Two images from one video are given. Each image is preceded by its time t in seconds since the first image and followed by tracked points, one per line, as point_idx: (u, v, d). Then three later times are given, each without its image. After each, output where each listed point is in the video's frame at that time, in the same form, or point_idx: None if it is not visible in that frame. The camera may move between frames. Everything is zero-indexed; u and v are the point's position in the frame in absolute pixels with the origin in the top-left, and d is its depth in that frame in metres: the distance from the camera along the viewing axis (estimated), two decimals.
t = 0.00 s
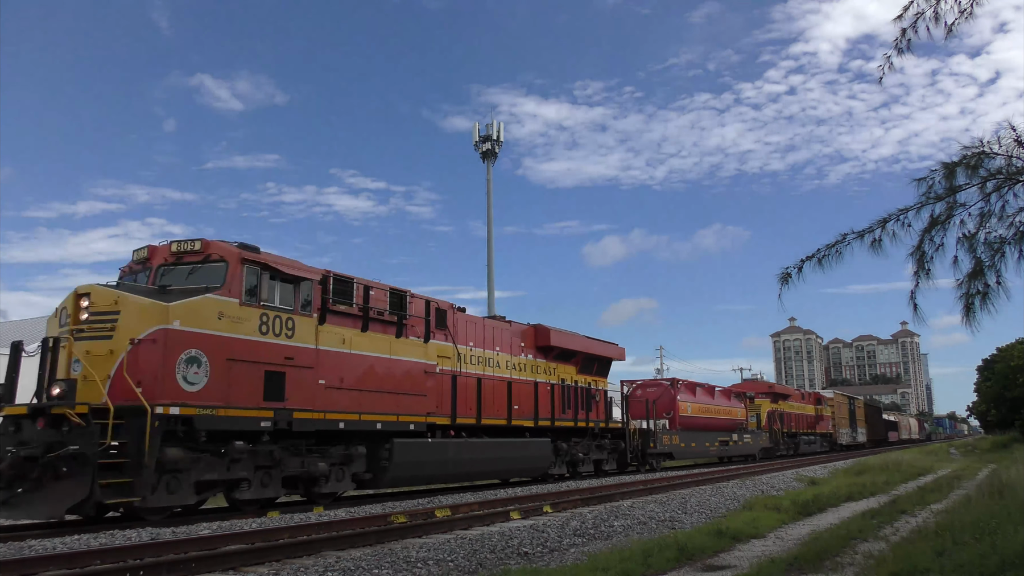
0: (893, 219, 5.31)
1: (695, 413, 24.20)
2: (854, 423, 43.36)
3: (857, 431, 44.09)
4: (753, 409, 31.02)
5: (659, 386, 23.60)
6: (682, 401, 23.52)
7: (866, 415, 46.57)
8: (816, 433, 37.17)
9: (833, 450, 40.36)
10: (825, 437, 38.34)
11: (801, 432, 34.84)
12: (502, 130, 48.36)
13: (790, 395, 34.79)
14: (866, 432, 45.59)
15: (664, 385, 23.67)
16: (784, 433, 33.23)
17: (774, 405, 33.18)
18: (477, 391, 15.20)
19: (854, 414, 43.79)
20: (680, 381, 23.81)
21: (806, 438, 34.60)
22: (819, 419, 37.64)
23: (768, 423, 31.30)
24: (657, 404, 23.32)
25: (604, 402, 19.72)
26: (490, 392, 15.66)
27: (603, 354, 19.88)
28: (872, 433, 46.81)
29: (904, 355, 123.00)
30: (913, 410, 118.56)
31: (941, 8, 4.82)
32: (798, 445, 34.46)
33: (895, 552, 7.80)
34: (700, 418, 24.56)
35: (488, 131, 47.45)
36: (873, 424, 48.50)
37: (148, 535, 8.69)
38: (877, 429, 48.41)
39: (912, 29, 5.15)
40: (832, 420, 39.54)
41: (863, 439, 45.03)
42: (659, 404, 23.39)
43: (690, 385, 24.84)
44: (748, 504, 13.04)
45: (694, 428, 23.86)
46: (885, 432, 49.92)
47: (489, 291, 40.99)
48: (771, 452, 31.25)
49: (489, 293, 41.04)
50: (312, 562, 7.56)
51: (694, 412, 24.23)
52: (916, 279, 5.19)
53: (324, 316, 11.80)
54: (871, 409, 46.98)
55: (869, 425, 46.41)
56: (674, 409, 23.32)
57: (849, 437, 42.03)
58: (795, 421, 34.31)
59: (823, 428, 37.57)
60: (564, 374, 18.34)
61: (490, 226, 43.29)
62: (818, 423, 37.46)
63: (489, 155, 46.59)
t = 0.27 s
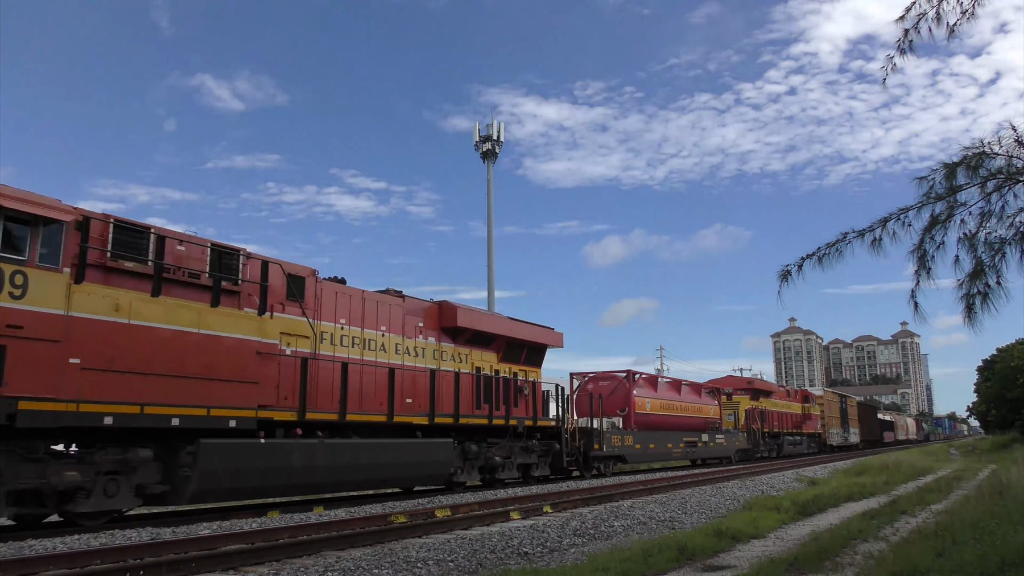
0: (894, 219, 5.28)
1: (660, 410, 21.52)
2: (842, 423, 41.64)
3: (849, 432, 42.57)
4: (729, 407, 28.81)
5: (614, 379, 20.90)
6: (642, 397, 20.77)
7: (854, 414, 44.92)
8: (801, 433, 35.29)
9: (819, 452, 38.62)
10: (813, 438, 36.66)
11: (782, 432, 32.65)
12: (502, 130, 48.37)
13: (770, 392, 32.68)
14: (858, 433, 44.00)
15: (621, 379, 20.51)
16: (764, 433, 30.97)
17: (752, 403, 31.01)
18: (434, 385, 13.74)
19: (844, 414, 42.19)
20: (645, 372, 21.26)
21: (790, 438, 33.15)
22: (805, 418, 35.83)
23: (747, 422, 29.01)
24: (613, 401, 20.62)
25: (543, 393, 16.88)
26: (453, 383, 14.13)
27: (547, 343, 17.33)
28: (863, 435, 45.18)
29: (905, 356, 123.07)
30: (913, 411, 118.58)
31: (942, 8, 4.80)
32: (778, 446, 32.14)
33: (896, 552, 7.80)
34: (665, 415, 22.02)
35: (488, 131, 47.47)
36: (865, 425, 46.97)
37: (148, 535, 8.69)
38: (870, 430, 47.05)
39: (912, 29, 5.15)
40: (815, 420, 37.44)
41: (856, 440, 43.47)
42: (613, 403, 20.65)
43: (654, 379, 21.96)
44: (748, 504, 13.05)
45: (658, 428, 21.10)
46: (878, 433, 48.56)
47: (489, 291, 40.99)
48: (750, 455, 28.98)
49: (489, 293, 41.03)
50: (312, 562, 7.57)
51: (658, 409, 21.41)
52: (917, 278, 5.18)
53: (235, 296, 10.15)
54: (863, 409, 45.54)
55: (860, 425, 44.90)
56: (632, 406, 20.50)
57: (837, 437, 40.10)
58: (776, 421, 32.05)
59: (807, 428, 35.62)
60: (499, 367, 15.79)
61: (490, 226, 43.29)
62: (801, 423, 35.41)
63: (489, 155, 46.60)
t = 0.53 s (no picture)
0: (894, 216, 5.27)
1: (609, 406, 18.94)
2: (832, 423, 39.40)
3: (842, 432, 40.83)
4: (704, 404, 27.43)
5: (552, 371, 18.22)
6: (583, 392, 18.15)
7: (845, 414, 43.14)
8: (788, 433, 33.50)
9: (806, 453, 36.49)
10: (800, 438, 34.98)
11: (763, 431, 30.46)
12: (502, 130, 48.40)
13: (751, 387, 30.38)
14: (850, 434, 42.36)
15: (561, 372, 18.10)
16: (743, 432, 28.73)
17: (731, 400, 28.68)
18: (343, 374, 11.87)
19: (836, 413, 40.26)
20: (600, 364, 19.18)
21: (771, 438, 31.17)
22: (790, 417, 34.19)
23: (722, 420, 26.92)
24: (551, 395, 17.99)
25: (444, 379, 13.97)
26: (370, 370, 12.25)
27: (453, 325, 14.54)
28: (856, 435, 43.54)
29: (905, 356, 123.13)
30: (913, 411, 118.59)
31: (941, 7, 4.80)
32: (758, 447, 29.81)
33: (895, 552, 7.82)
34: (619, 412, 19.47)
35: (488, 131, 47.50)
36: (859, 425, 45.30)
37: (148, 535, 8.69)
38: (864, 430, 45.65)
39: (913, 27, 5.15)
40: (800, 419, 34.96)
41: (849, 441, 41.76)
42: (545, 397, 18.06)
43: (602, 371, 19.11)
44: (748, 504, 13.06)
45: (603, 427, 18.52)
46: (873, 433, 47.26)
47: (489, 291, 40.99)
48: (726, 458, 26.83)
49: (489, 293, 41.04)
50: (312, 562, 7.57)
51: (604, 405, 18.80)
52: (915, 275, 5.17)
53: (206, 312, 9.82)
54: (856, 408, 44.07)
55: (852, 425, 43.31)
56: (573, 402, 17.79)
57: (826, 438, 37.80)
58: (756, 419, 29.69)
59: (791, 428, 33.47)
60: (385, 351, 13.05)
61: (490, 226, 43.30)
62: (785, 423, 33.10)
63: (489, 155, 46.62)
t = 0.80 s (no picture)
0: (892, 211, 5.28)
1: (537, 400, 16.88)
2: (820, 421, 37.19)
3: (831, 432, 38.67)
4: (670, 401, 25.54)
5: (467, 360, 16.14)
6: (501, 384, 16.09)
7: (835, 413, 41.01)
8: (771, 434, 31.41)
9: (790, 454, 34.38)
10: (784, 438, 33.03)
11: (740, 431, 28.19)
12: (503, 130, 48.38)
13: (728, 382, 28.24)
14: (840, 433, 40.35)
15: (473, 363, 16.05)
16: (715, 432, 26.52)
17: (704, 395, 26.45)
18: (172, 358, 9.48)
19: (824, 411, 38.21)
20: (529, 355, 17.63)
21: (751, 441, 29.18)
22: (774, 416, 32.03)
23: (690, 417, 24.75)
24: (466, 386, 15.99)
25: (292, 361, 11.08)
26: (170, 349, 9.45)
27: (307, 295, 11.42)
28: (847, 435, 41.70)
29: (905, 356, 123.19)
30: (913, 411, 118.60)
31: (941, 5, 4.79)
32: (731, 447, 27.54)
33: (895, 552, 7.82)
34: (547, 407, 17.29)
35: (488, 131, 47.48)
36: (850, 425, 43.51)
37: (148, 535, 8.69)
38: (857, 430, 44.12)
39: (912, 24, 5.15)
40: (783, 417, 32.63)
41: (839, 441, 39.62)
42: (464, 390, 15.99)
43: (532, 360, 17.49)
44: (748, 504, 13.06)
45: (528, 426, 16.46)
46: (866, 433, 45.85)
47: (489, 291, 40.99)
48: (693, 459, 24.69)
49: (489, 293, 41.05)
50: (311, 562, 7.57)
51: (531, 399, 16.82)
52: (911, 270, 5.17)
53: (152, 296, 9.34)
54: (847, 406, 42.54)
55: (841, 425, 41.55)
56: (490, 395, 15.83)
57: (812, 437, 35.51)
58: (729, 417, 27.43)
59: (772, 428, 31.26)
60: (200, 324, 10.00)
61: (490, 226, 43.30)
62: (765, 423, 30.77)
63: (489, 154, 46.60)
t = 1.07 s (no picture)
0: (890, 207, 5.27)
1: (436, 392, 13.56)
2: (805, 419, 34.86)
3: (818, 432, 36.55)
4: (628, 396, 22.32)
5: (339, 342, 12.66)
6: (390, 373, 12.74)
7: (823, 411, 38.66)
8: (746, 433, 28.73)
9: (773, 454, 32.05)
10: (766, 439, 30.84)
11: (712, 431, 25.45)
12: (503, 130, 48.37)
13: (699, 377, 25.33)
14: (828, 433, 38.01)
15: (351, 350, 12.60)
16: (682, 431, 23.54)
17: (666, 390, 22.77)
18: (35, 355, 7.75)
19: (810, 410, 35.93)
20: (542, 355, 17.28)
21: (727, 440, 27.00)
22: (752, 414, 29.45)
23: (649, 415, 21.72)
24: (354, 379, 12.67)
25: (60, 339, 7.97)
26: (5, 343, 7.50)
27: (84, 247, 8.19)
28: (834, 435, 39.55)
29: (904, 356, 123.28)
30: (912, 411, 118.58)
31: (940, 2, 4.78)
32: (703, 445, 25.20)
33: (894, 552, 7.82)
34: (493, 403, 14.98)
35: (488, 131, 47.48)
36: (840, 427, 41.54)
37: (148, 535, 8.68)
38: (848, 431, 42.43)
39: (911, 22, 5.15)
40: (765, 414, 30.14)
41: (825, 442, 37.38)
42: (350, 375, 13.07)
43: (434, 344, 14.10)
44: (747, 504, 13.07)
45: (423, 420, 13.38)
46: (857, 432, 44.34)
47: (489, 291, 40.97)
48: (651, 463, 22.00)
49: (489, 293, 41.07)
50: (311, 562, 7.57)
51: (426, 390, 13.38)
52: (908, 267, 5.16)
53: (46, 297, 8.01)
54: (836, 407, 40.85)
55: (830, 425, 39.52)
56: (367, 386, 12.31)
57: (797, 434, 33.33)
58: (697, 415, 24.45)
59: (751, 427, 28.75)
60: None
61: (490, 226, 43.30)
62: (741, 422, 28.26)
63: (489, 155, 46.61)
